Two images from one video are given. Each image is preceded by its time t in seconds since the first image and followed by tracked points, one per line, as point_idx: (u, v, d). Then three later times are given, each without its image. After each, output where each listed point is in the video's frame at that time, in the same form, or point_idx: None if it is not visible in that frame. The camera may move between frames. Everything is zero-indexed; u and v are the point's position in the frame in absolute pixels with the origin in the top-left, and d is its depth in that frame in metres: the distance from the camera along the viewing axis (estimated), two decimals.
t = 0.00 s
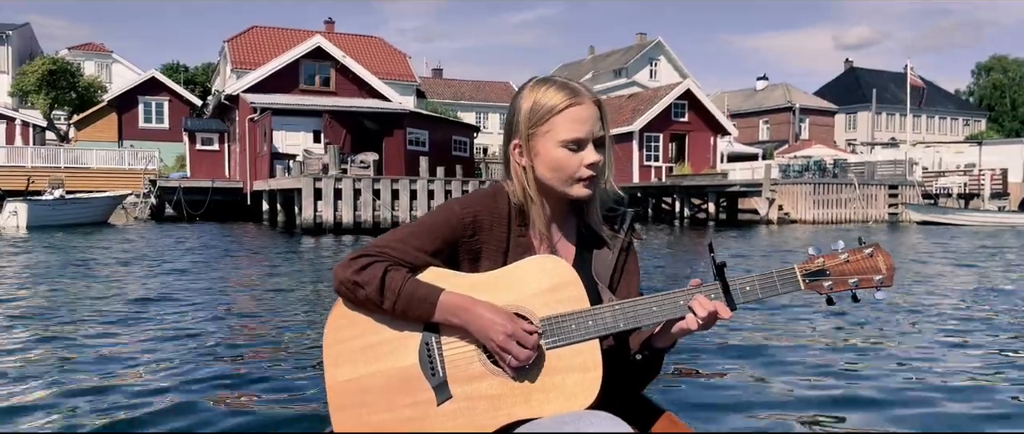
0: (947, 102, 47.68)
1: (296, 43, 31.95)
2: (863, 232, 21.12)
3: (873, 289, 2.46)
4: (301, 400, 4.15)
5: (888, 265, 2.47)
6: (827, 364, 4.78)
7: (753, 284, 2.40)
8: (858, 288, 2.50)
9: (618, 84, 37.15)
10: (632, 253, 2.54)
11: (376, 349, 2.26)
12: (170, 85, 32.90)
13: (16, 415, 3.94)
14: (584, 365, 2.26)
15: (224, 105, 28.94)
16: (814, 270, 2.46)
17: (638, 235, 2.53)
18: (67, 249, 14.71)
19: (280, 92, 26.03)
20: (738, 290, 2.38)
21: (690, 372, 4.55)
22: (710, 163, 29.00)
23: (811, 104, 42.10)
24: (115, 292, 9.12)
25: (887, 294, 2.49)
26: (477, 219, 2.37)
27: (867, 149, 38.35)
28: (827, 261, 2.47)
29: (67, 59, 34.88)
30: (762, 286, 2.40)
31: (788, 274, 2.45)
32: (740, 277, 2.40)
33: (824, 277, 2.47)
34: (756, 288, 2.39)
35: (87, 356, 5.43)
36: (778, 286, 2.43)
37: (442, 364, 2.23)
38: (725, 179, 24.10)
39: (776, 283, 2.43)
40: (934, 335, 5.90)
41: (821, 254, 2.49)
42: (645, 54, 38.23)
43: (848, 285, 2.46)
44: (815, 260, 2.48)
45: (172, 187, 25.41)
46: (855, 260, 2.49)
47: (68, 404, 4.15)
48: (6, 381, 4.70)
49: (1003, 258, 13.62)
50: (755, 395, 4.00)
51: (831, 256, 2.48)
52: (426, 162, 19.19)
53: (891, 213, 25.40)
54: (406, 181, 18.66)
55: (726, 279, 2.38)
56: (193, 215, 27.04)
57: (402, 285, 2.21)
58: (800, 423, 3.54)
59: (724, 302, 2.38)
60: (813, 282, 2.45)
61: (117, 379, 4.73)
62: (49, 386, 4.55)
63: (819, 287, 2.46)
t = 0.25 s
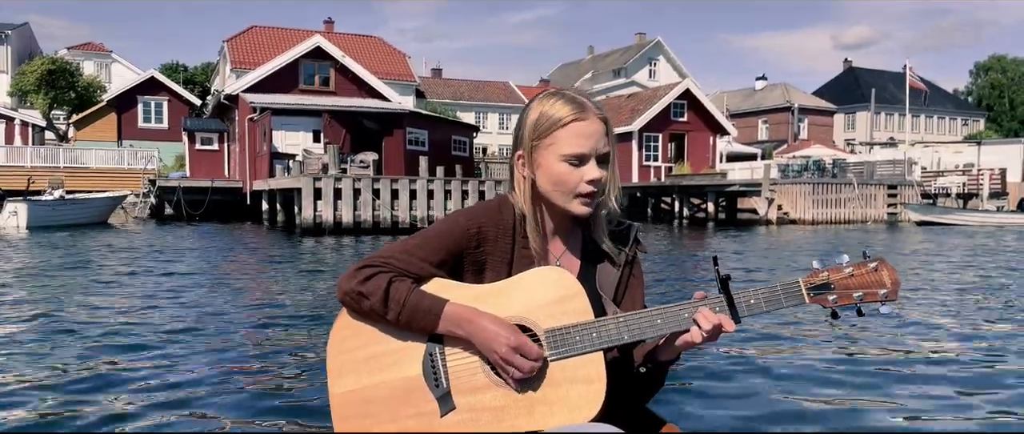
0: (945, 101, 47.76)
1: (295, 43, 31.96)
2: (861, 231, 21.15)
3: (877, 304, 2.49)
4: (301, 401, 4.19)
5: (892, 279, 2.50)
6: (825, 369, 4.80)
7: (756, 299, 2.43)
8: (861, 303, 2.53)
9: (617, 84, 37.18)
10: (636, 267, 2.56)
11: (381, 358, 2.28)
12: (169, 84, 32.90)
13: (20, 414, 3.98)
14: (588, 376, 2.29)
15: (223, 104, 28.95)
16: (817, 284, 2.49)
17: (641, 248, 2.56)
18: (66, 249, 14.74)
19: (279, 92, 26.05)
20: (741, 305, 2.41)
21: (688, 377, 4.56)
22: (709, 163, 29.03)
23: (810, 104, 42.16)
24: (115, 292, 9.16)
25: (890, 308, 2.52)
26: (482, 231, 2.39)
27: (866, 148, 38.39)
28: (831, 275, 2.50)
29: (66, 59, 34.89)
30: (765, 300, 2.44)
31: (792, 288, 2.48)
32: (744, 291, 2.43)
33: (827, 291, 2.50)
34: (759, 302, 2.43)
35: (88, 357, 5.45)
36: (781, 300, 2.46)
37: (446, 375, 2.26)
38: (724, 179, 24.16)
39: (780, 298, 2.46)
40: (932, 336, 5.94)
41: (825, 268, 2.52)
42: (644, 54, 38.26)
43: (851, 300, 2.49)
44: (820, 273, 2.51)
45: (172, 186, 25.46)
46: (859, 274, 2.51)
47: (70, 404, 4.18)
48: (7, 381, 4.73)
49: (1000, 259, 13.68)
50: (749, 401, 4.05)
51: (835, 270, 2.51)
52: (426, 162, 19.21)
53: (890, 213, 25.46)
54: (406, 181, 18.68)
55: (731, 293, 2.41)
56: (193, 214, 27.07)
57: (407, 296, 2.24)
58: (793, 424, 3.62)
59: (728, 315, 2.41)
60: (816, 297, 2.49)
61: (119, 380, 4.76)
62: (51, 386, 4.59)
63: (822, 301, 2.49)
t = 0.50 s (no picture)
0: (945, 102, 47.76)
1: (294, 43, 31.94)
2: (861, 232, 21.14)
3: (883, 307, 2.48)
4: (300, 402, 4.19)
5: (898, 283, 2.49)
6: (826, 370, 4.79)
7: (762, 301, 2.42)
8: (867, 307, 2.52)
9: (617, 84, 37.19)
10: (641, 268, 2.55)
11: (384, 360, 2.27)
12: (168, 85, 32.86)
13: (19, 416, 3.97)
14: (592, 379, 2.28)
15: (222, 104, 28.93)
16: (823, 287, 2.48)
17: (646, 251, 2.55)
18: (65, 250, 14.73)
19: (278, 92, 26.04)
20: (747, 308, 2.40)
21: (690, 377, 4.54)
22: (709, 163, 29.02)
23: (809, 104, 42.17)
24: (115, 293, 9.15)
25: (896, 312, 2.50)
26: (486, 232, 2.39)
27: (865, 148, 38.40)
28: (837, 278, 2.49)
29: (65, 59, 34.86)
30: (770, 302, 2.42)
31: (798, 291, 2.47)
32: (749, 294, 2.42)
33: (834, 295, 2.49)
34: (765, 304, 2.41)
35: (87, 358, 5.44)
36: (787, 303, 2.45)
37: (449, 377, 2.25)
38: (724, 180, 24.17)
39: (785, 301, 2.44)
40: (933, 339, 5.93)
41: (831, 271, 2.50)
42: (644, 54, 38.25)
43: (858, 303, 2.47)
44: (826, 276, 2.50)
45: (171, 187, 25.44)
46: (866, 277, 2.50)
47: (69, 405, 4.17)
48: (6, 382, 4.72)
49: (1001, 260, 13.67)
50: (745, 400, 4.05)
51: (842, 273, 2.50)
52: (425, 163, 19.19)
53: (889, 214, 25.45)
54: (405, 182, 18.64)
55: (736, 295, 2.40)
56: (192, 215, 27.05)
57: (410, 297, 2.23)
58: (791, 423, 3.65)
59: (732, 318, 2.40)
60: (822, 300, 2.48)
61: (118, 380, 4.75)
62: (51, 388, 4.58)
63: (828, 305, 2.48)
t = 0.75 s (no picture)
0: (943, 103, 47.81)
1: (294, 45, 31.93)
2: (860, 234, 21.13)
3: (883, 300, 2.48)
4: (299, 405, 4.17)
5: (897, 276, 2.49)
6: (824, 377, 4.78)
7: (762, 295, 2.41)
8: (866, 299, 2.52)
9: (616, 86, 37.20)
10: (641, 263, 2.54)
11: (384, 357, 2.26)
12: (167, 86, 32.84)
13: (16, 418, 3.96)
14: (593, 374, 2.27)
15: (221, 106, 28.91)
16: (823, 280, 2.47)
17: (647, 245, 2.54)
18: (63, 252, 14.70)
19: (277, 94, 26.03)
20: (747, 301, 2.40)
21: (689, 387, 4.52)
22: (708, 165, 29.02)
23: (807, 106, 42.20)
24: (113, 295, 9.13)
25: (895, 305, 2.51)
26: (486, 226, 2.38)
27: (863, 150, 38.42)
28: (837, 271, 2.49)
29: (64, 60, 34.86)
30: (771, 296, 2.42)
31: (798, 284, 2.46)
32: (749, 288, 2.41)
33: (833, 288, 2.49)
34: (765, 299, 2.41)
35: (83, 361, 5.40)
36: (788, 296, 2.44)
37: (450, 373, 2.24)
38: (723, 182, 24.22)
39: (785, 295, 2.44)
40: (932, 343, 5.93)
41: (831, 264, 2.50)
42: (642, 55, 38.26)
43: (858, 296, 2.47)
44: (826, 269, 2.50)
45: (169, 189, 25.42)
46: (865, 270, 2.51)
47: (67, 408, 4.16)
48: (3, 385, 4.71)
49: (999, 262, 13.68)
50: (746, 409, 4.06)
51: (842, 266, 2.50)
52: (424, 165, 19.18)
53: (888, 215, 25.48)
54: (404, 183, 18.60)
55: (736, 289, 2.39)
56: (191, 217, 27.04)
57: (410, 293, 2.22)
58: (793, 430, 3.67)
59: (733, 312, 2.39)
60: (822, 293, 2.47)
61: (116, 383, 4.73)
62: (47, 391, 4.56)
63: (828, 298, 2.48)
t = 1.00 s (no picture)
0: (941, 104, 47.83)
1: (292, 46, 31.92)
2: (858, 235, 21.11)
3: (878, 291, 2.47)
4: (295, 407, 4.15)
5: (892, 266, 2.48)
6: (822, 381, 4.75)
7: (757, 286, 2.39)
8: (862, 290, 2.50)
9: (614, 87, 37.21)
10: (637, 255, 2.52)
11: (379, 349, 2.23)
12: (165, 87, 32.79)
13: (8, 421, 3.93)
14: (588, 365, 2.25)
15: (219, 107, 28.87)
16: (818, 271, 2.45)
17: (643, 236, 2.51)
18: (61, 254, 14.68)
19: (275, 95, 26.00)
20: (743, 292, 2.37)
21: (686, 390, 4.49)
22: (706, 166, 29.00)
23: (805, 106, 42.20)
24: (109, 297, 9.10)
25: (891, 295, 2.49)
26: (481, 217, 2.35)
27: (862, 151, 38.42)
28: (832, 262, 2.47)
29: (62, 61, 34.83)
30: (766, 286, 2.40)
31: (793, 275, 2.44)
32: (745, 278, 2.39)
33: (828, 278, 2.47)
34: (760, 289, 2.39)
35: (76, 363, 5.36)
36: (782, 286, 2.42)
37: (444, 365, 2.21)
38: (722, 183, 24.25)
39: (780, 284, 2.42)
40: (930, 344, 5.91)
41: (826, 255, 2.48)
42: (641, 56, 38.24)
43: (853, 286, 2.45)
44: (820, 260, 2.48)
45: (167, 190, 25.38)
46: (860, 261, 2.49)
47: (60, 410, 4.13)
48: None
49: (998, 261, 13.65)
50: (747, 413, 4.03)
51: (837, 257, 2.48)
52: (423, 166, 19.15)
53: (887, 216, 25.49)
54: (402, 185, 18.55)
55: (731, 280, 2.36)
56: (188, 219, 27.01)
57: (405, 284, 2.19)
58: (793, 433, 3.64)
59: (728, 303, 2.37)
60: (817, 284, 2.45)
61: (109, 386, 4.70)
62: (40, 392, 4.53)
63: (823, 288, 2.46)
